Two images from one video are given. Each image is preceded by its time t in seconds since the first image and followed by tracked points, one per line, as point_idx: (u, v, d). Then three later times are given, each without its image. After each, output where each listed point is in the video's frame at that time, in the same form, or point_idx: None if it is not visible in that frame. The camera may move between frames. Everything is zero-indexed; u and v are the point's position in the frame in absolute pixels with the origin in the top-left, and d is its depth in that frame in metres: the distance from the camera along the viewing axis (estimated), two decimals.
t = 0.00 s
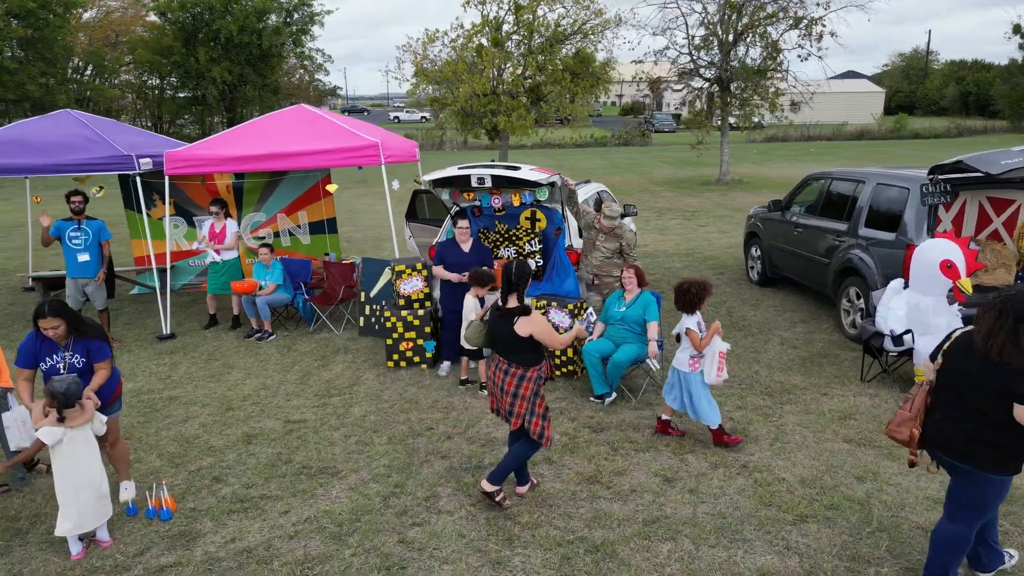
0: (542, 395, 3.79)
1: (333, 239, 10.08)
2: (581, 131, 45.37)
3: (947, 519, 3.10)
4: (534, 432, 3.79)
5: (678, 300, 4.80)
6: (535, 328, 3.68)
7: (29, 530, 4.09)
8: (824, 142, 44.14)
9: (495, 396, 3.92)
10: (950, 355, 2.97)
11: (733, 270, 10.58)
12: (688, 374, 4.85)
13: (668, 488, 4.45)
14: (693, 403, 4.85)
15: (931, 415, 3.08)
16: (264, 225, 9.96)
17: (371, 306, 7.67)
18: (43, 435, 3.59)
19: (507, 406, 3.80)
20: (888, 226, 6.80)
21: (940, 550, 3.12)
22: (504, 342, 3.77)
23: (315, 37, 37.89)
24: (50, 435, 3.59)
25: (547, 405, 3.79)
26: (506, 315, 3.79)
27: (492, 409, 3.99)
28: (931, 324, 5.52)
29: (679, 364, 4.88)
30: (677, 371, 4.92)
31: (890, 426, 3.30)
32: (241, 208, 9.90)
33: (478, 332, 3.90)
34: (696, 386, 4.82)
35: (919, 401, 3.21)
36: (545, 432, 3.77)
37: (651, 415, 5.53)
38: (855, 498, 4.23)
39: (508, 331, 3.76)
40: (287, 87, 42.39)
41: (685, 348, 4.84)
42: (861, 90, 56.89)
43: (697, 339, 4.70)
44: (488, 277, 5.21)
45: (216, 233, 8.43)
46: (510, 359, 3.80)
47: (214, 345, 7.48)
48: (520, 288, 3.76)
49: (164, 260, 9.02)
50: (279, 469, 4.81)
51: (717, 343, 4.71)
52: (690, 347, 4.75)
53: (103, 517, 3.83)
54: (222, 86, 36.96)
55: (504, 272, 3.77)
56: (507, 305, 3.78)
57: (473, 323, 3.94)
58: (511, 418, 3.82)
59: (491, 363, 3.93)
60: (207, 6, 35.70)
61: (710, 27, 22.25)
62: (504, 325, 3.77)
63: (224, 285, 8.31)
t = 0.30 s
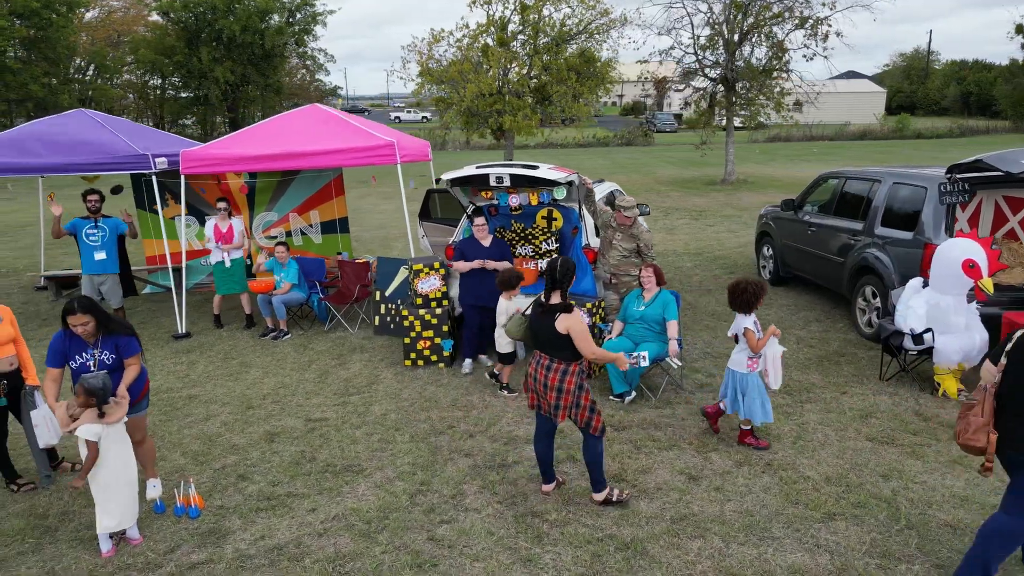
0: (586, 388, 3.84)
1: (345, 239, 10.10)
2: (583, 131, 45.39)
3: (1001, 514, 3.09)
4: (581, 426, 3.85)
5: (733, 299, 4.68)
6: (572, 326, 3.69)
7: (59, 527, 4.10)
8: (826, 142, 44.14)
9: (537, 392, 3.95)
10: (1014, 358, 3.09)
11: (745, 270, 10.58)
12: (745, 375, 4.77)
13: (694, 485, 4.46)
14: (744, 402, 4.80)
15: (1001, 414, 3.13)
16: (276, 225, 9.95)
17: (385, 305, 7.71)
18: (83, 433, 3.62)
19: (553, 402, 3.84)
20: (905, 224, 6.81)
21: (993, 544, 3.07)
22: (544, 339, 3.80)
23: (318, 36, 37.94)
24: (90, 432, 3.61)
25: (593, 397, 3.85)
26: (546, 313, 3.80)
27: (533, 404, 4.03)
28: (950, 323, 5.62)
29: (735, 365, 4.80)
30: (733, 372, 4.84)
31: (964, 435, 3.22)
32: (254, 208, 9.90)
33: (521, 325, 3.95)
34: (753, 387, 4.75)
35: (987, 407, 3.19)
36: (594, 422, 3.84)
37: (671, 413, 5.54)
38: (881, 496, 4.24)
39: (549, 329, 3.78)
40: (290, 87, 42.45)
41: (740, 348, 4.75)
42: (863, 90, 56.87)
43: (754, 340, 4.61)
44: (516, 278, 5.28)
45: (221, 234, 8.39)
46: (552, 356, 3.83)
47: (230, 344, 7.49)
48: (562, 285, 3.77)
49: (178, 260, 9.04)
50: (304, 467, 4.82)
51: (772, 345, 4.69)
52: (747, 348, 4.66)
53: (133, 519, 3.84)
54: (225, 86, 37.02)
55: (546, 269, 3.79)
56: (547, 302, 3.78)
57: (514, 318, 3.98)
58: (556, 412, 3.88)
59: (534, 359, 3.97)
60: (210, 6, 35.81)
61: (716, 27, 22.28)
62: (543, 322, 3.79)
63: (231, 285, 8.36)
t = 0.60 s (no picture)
0: (638, 394, 3.87)
1: (356, 239, 10.10)
2: (585, 131, 45.37)
3: None
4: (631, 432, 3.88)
5: (788, 304, 4.64)
6: (626, 329, 3.72)
7: (87, 528, 4.09)
8: (829, 142, 44.12)
9: (586, 396, 3.98)
10: None
11: (756, 270, 10.56)
12: (796, 381, 4.74)
13: (721, 486, 4.45)
14: (792, 409, 4.76)
15: None
16: (288, 225, 9.95)
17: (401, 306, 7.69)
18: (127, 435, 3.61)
19: (605, 405, 3.87)
20: (922, 224, 6.80)
21: None
22: (598, 342, 3.84)
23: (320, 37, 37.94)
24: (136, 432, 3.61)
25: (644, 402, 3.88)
26: (600, 315, 3.85)
27: (580, 409, 4.05)
28: (970, 324, 5.60)
29: (786, 370, 4.77)
30: (783, 377, 4.82)
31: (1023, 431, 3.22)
32: (266, 208, 9.88)
33: (571, 325, 4.07)
34: (803, 393, 4.73)
35: None
36: (641, 429, 3.86)
37: (693, 414, 5.53)
38: (909, 497, 4.24)
39: (603, 331, 3.82)
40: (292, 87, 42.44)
41: (795, 353, 4.71)
42: (864, 89, 56.89)
43: (812, 347, 4.56)
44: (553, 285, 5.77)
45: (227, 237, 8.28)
46: (605, 359, 3.86)
47: (246, 345, 7.49)
48: (614, 288, 3.81)
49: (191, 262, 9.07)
50: (328, 468, 4.82)
51: (831, 353, 4.77)
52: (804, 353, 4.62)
53: (170, 515, 3.91)
54: (227, 86, 37.03)
55: (600, 272, 3.83)
56: (600, 304, 3.84)
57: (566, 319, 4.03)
58: (607, 416, 3.90)
59: (585, 362, 4.00)
60: (213, 6, 35.82)
61: (721, 27, 22.27)
62: (597, 324, 3.84)
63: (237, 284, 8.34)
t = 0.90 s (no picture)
0: (706, 396, 3.84)
1: (371, 240, 10.09)
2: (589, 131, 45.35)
3: None
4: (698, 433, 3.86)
5: (858, 307, 4.57)
6: (693, 328, 3.69)
7: (121, 529, 4.07)
8: (832, 142, 44.11)
9: (654, 397, 3.96)
10: None
11: (770, 270, 10.56)
12: (870, 386, 4.64)
13: (754, 487, 4.44)
14: (867, 414, 4.65)
15: None
16: (302, 225, 9.94)
17: (419, 306, 7.73)
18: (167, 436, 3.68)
19: (673, 406, 3.85)
20: (943, 224, 6.81)
21: None
22: (666, 341, 3.85)
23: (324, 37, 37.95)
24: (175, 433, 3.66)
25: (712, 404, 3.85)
26: (665, 314, 3.87)
27: (648, 410, 4.03)
28: (996, 324, 5.57)
29: (859, 376, 4.68)
30: (853, 382, 4.74)
31: None
32: (280, 209, 9.87)
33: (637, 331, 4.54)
34: (876, 398, 4.63)
35: None
36: (708, 430, 3.84)
37: (720, 415, 5.52)
38: (944, 498, 4.23)
39: (670, 331, 3.83)
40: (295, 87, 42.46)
41: (868, 358, 4.61)
42: (867, 89, 56.90)
43: (887, 349, 4.49)
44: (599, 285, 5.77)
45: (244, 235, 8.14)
46: (673, 358, 3.86)
47: (265, 345, 7.49)
48: (680, 288, 3.86)
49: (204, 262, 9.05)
50: (358, 469, 4.82)
51: (905, 360, 4.78)
52: (879, 357, 4.54)
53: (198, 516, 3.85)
54: (231, 86, 37.05)
55: (667, 271, 3.89)
56: (666, 303, 3.87)
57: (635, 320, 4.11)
58: (676, 417, 3.88)
59: (652, 363, 4.00)
60: (216, 6, 35.84)
61: (728, 27, 22.27)
62: (664, 323, 3.86)
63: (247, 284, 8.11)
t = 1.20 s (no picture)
0: (773, 401, 3.79)
1: (390, 240, 10.07)
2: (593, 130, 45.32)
3: None
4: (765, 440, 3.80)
5: (941, 312, 4.49)
6: (760, 330, 3.69)
7: (167, 528, 4.07)
8: (837, 142, 44.06)
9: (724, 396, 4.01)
10: None
11: (789, 270, 10.53)
12: (956, 393, 4.47)
13: (797, 486, 4.43)
14: (960, 422, 4.44)
15: None
16: (322, 225, 9.94)
17: (444, 305, 7.69)
18: (210, 433, 3.65)
19: (738, 408, 3.88)
20: (971, 223, 6.84)
21: None
22: (734, 342, 3.86)
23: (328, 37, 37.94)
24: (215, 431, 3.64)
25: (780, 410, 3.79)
26: (738, 314, 3.86)
27: (721, 410, 4.08)
28: None
29: (942, 382, 4.51)
30: (935, 388, 4.58)
31: None
32: (301, 208, 9.89)
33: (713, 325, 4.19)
34: (966, 405, 4.44)
35: None
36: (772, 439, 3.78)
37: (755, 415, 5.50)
38: (990, 498, 4.22)
39: (742, 332, 3.81)
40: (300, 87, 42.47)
41: (953, 363, 4.44)
42: (871, 88, 56.84)
43: (976, 353, 4.34)
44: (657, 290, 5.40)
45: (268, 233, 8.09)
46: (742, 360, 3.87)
47: (291, 344, 7.48)
48: (754, 288, 3.75)
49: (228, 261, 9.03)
50: (398, 468, 4.81)
51: (993, 372, 4.59)
52: (966, 362, 4.38)
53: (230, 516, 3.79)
54: (235, 86, 37.06)
55: (742, 270, 3.81)
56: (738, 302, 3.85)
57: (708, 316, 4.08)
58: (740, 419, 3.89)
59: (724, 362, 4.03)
60: (221, 6, 35.84)
61: (737, 27, 22.23)
62: (734, 323, 3.86)
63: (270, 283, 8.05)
